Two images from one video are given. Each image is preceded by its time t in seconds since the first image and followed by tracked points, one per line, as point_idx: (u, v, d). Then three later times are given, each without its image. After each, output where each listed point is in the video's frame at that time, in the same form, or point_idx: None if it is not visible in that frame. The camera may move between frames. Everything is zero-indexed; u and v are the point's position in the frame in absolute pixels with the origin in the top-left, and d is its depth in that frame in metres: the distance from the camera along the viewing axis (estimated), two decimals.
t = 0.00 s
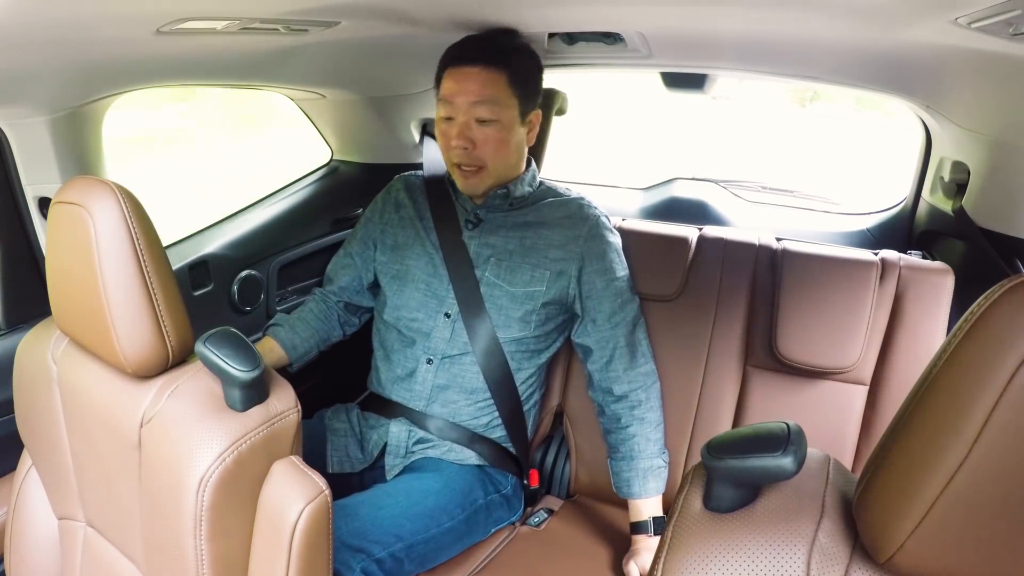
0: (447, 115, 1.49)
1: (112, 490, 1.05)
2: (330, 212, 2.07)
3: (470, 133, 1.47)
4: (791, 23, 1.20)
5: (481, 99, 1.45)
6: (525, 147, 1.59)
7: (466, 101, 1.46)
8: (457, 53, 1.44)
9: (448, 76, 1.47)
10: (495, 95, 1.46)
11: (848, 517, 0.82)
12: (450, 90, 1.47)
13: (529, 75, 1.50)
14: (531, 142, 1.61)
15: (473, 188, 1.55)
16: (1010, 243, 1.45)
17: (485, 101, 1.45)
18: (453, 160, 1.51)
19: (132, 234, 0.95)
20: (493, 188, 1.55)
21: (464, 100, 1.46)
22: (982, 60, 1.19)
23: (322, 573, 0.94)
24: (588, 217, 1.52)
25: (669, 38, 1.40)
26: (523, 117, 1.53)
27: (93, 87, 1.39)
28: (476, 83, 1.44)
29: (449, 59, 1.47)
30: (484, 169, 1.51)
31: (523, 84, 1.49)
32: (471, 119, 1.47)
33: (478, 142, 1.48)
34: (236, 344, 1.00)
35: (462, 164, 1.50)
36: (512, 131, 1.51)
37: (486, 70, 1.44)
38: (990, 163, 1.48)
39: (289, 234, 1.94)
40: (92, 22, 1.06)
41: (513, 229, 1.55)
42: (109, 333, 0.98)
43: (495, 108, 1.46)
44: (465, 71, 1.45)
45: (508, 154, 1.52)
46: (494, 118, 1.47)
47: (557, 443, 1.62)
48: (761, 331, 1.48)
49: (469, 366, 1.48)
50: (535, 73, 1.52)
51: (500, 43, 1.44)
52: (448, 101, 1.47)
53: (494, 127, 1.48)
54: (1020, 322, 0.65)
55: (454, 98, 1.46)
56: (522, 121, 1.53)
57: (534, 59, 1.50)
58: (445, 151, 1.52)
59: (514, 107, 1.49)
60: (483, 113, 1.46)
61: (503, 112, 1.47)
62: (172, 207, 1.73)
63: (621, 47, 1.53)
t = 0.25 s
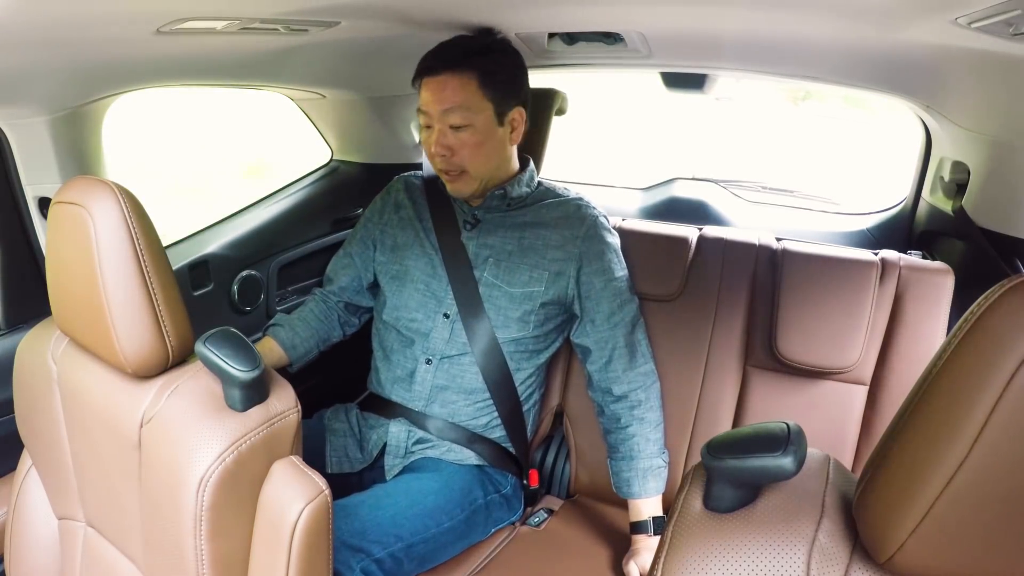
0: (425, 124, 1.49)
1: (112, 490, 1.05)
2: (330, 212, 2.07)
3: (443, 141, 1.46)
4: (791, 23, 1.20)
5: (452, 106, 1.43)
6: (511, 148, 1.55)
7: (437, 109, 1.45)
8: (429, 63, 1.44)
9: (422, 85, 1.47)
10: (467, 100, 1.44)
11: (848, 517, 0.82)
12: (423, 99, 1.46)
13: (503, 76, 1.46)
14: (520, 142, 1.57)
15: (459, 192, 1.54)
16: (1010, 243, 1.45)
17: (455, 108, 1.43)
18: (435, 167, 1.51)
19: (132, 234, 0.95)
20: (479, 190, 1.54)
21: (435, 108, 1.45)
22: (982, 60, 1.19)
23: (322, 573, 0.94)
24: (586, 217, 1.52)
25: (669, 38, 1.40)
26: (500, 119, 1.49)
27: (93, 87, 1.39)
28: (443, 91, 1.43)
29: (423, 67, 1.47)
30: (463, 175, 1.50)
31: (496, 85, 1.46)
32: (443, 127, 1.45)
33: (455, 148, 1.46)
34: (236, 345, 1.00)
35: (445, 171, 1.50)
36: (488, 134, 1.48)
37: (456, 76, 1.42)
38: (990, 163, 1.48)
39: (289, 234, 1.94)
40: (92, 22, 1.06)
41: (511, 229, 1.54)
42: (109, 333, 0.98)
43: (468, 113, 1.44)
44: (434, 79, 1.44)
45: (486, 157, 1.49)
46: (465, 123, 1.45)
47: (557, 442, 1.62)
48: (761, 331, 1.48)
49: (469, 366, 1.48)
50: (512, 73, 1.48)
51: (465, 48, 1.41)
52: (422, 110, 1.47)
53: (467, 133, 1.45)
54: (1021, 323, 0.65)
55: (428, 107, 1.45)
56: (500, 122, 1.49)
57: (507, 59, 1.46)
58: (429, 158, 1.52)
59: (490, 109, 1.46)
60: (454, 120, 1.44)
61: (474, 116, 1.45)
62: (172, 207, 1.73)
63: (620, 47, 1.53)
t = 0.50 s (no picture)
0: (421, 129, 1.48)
1: (112, 490, 1.05)
2: (330, 212, 2.07)
3: (441, 145, 1.45)
4: (791, 23, 1.20)
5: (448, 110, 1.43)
6: (508, 150, 1.55)
7: (433, 114, 1.44)
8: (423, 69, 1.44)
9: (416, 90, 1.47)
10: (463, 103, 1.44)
11: (849, 517, 0.82)
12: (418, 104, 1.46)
13: (498, 79, 1.46)
14: (516, 144, 1.57)
15: (457, 196, 1.54)
16: (1010, 243, 1.45)
17: (451, 112, 1.43)
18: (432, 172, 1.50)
19: (132, 234, 0.95)
20: (478, 193, 1.54)
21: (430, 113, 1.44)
22: (982, 60, 1.19)
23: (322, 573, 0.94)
24: (587, 216, 1.52)
25: (669, 38, 1.40)
26: (496, 121, 1.49)
27: (93, 87, 1.39)
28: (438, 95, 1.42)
29: (417, 73, 1.46)
30: (461, 178, 1.49)
31: (490, 88, 1.46)
32: (440, 131, 1.45)
33: (453, 151, 1.46)
34: (237, 345, 1.00)
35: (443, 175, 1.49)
36: (485, 137, 1.47)
37: (450, 80, 1.42)
38: (990, 163, 1.48)
39: (290, 234, 1.94)
40: (92, 22, 1.06)
41: (512, 229, 1.54)
42: (109, 333, 0.98)
43: (465, 116, 1.44)
44: (429, 84, 1.43)
45: (483, 160, 1.49)
46: (461, 127, 1.44)
47: (557, 443, 1.62)
48: (761, 331, 1.48)
49: (470, 366, 1.48)
50: (507, 76, 1.48)
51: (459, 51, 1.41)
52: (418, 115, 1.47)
53: (463, 137, 1.45)
54: (1021, 323, 0.65)
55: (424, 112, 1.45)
56: (496, 125, 1.49)
57: (501, 61, 1.46)
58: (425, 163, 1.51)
59: (486, 111, 1.46)
60: (450, 124, 1.44)
61: (470, 120, 1.44)
62: (172, 207, 1.73)
63: (620, 47, 1.53)
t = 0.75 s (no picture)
0: (424, 135, 1.46)
1: (112, 490, 1.05)
2: (330, 212, 2.07)
3: (449, 151, 1.43)
4: (791, 23, 1.20)
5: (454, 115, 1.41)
6: (509, 150, 1.55)
7: (439, 120, 1.42)
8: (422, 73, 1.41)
9: (417, 95, 1.44)
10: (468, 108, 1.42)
11: (849, 519, 0.82)
12: (422, 110, 1.43)
13: (500, 81, 1.45)
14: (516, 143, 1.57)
15: (462, 200, 1.53)
16: (1010, 243, 1.45)
17: (458, 118, 1.41)
18: (438, 177, 1.48)
19: (131, 234, 0.95)
20: (480, 195, 1.53)
21: (437, 119, 1.42)
22: (981, 60, 1.19)
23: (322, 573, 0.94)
24: (580, 220, 1.52)
25: (669, 38, 1.40)
26: (500, 123, 1.48)
27: (93, 87, 1.38)
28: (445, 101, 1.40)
29: (416, 78, 1.44)
30: (468, 183, 1.48)
31: (493, 90, 1.44)
32: (447, 137, 1.43)
33: (460, 157, 1.44)
34: (236, 344, 1.00)
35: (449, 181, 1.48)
36: (491, 141, 1.46)
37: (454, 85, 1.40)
38: (990, 163, 1.48)
39: (289, 234, 1.94)
40: (91, 22, 1.06)
41: (507, 229, 1.54)
42: (109, 333, 0.98)
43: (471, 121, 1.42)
44: (433, 90, 1.41)
45: (490, 163, 1.48)
46: (469, 132, 1.43)
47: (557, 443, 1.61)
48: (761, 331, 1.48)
49: (469, 366, 1.48)
50: (507, 77, 1.47)
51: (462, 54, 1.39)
52: (422, 121, 1.44)
53: (472, 141, 1.44)
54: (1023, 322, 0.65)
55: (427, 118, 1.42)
56: (500, 127, 1.48)
57: (501, 62, 1.45)
58: (429, 169, 1.49)
59: (490, 115, 1.45)
60: (458, 130, 1.42)
61: (478, 124, 1.43)
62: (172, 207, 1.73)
63: (620, 47, 1.53)
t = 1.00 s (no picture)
0: (438, 141, 1.42)
1: (112, 490, 1.05)
2: (330, 212, 2.07)
3: (468, 157, 1.41)
4: (791, 23, 1.20)
5: (475, 123, 1.39)
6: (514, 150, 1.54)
7: (459, 126, 1.39)
8: (437, 80, 1.37)
9: (430, 100, 1.40)
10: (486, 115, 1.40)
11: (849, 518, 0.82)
12: (438, 115, 1.39)
13: (511, 83, 1.44)
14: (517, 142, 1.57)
15: (472, 203, 1.51)
16: (1010, 243, 1.45)
17: (479, 124, 1.39)
18: (452, 183, 1.46)
19: (131, 234, 0.95)
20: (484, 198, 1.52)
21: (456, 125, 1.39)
22: (982, 59, 1.19)
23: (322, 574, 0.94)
24: (569, 223, 1.50)
25: (669, 38, 1.40)
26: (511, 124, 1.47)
27: (93, 87, 1.38)
28: (465, 108, 1.37)
29: (427, 83, 1.39)
30: (483, 186, 1.47)
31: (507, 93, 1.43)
32: (466, 143, 1.41)
33: (478, 163, 1.43)
34: (235, 344, 0.99)
35: (464, 186, 1.46)
36: (507, 143, 1.46)
37: (473, 92, 1.37)
38: (990, 163, 1.48)
39: (288, 235, 1.94)
40: (91, 22, 1.06)
41: (500, 231, 1.53)
42: (109, 333, 0.98)
43: (489, 128, 1.40)
44: (451, 96, 1.37)
45: (505, 165, 1.48)
46: (489, 137, 1.41)
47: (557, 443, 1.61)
48: (761, 331, 1.48)
49: (466, 367, 1.47)
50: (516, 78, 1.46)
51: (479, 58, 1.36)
52: (437, 127, 1.40)
53: (491, 146, 1.42)
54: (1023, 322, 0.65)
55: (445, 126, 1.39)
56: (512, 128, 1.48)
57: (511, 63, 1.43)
58: (441, 174, 1.46)
59: (505, 118, 1.44)
60: (478, 135, 1.40)
61: (497, 128, 1.42)
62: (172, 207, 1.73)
63: (620, 47, 1.53)
